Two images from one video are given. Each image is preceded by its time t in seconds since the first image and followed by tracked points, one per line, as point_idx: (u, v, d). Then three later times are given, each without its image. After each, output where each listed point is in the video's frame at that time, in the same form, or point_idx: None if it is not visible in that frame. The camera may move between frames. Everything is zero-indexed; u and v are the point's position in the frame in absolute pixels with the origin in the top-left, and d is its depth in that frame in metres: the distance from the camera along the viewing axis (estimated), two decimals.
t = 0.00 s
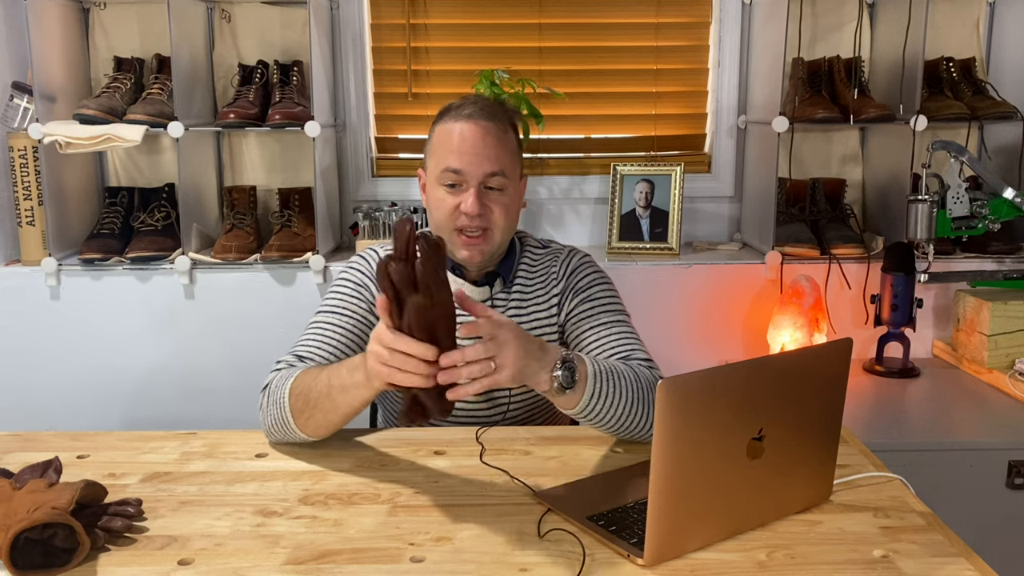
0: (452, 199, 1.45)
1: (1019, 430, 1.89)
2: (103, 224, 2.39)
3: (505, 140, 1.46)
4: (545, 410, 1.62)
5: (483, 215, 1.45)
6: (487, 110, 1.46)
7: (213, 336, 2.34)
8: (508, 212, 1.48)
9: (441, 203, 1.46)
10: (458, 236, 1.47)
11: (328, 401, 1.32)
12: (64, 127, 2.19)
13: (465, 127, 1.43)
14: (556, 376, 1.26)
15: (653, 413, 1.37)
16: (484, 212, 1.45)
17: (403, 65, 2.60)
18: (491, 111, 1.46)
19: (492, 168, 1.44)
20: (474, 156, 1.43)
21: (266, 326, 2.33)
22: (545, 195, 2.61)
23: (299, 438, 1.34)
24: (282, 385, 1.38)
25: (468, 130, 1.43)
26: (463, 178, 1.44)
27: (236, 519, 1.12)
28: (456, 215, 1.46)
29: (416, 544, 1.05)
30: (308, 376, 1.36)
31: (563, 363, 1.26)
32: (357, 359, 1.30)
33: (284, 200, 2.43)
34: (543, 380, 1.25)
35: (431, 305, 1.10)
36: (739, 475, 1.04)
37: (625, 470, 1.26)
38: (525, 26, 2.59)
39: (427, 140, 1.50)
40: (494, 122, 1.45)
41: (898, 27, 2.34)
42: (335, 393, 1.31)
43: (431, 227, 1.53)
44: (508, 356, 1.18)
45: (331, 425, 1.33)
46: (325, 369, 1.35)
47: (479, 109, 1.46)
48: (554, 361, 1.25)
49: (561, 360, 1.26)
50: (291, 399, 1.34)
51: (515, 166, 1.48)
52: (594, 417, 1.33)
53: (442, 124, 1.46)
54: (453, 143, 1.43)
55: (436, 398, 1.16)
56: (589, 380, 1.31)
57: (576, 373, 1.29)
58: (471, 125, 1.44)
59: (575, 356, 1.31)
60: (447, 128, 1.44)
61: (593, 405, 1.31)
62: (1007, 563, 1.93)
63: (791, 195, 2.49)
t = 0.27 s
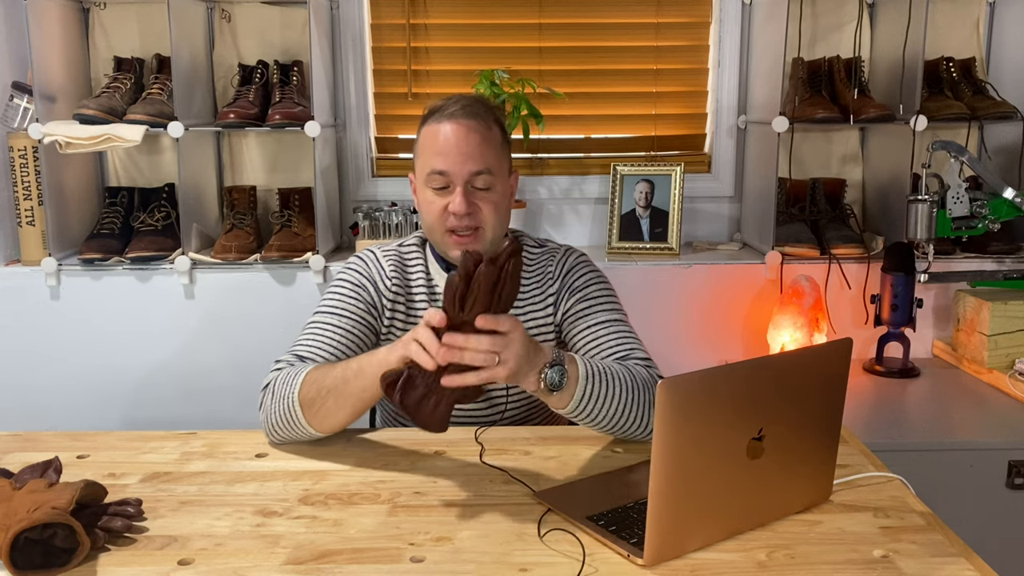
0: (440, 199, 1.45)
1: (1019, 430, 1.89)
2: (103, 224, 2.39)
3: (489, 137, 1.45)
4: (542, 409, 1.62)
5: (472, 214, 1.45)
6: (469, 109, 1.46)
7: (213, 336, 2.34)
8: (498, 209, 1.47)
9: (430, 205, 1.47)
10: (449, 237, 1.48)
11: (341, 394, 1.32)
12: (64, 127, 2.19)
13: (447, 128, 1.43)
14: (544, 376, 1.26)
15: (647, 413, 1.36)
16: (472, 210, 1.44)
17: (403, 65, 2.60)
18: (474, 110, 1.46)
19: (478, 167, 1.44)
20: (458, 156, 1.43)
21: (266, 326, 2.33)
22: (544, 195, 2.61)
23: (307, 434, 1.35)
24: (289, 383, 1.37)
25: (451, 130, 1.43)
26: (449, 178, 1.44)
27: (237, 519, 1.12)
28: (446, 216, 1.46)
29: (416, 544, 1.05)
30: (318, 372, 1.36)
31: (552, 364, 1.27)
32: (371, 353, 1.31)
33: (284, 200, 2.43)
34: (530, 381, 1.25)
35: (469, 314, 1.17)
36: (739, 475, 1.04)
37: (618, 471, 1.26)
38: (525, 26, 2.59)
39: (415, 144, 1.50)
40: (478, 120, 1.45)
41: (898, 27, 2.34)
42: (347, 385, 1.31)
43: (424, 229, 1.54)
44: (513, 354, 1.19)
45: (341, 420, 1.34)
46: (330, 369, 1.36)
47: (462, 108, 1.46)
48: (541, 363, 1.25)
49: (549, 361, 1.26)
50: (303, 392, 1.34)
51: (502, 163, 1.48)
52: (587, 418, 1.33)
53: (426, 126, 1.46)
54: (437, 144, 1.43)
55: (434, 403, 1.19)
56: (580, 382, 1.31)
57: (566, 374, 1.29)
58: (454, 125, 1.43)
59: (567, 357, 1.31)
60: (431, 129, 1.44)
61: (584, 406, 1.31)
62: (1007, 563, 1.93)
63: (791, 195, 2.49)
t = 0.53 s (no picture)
0: (439, 198, 1.45)
1: (1019, 430, 1.89)
2: (103, 224, 2.39)
3: (487, 135, 1.46)
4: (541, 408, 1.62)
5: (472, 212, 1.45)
6: (466, 108, 1.46)
7: (213, 335, 2.34)
8: (497, 207, 1.47)
9: (429, 204, 1.47)
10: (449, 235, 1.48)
11: (343, 389, 1.33)
12: (64, 127, 2.19)
13: (445, 126, 1.43)
14: (554, 361, 1.25)
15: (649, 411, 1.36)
16: (472, 208, 1.45)
17: (403, 65, 2.60)
18: (472, 108, 1.46)
19: (476, 165, 1.44)
20: (457, 154, 1.43)
21: (266, 326, 2.33)
22: (545, 195, 2.61)
23: (309, 433, 1.35)
24: (290, 381, 1.37)
25: (449, 129, 1.43)
26: (448, 176, 1.44)
27: (236, 520, 1.11)
28: (445, 214, 1.46)
29: (416, 544, 1.05)
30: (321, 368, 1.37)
31: (561, 351, 1.25)
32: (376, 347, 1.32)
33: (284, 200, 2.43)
34: (537, 366, 1.24)
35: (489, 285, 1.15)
36: (740, 475, 1.04)
37: (621, 470, 1.26)
38: (525, 26, 2.59)
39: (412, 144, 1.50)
40: (475, 118, 1.45)
41: (898, 27, 2.34)
42: (351, 378, 1.32)
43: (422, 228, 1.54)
44: (531, 334, 1.17)
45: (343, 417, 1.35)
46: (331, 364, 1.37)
47: (459, 107, 1.46)
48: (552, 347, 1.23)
49: (560, 348, 1.24)
50: (303, 387, 1.34)
51: (500, 161, 1.48)
52: (591, 407, 1.32)
53: (424, 125, 1.46)
54: (436, 143, 1.43)
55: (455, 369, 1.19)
56: (590, 370, 1.30)
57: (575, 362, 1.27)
58: (452, 123, 1.43)
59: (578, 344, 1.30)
60: (429, 128, 1.45)
61: (590, 394, 1.31)
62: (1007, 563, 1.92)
63: (791, 195, 2.49)
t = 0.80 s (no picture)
0: (443, 199, 1.45)
1: (1019, 430, 1.89)
2: (103, 224, 2.39)
3: (491, 136, 1.46)
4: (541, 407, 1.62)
5: (476, 213, 1.45)
6: (470, 109, 1.46)
7: (213, 335, 2.34)
8: (500, 209, 1.47)
9: (432, 205, 1.46)
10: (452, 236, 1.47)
11: (341, 390, 1.33)
12: (64, 127, 2.19)
13: (450, 127, 1.43)
14: (559, 352, 1.27)
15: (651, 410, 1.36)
16: (476, 210, 1.45)
17: (403, 65, 2.60)
18: (476, 109, 1.46)
19: (481, 166, 1.44)
20: (461, 155, 1.43)
21: (266, 326, 2.33)
22: (545, 195, 2.61)
23: (308, 433, 1.35)
24: (286, 382, 1.37)
25: (454, 129, 1.43)
26: (452, 177, 1.44)
27: (236, 520, 1.11)
28: (448, 216, 1.46)
29: (416, 544, 1.05)
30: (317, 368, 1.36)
31: (566, 342, 1.27)
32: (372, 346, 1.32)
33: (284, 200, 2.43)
34: (544, 357, 1.26)
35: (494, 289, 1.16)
36: (740, 475, 1.04)
37: (623, 469, 1.26)
38: (525, 26, 2.59)
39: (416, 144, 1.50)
40: (478, 120, 1.45)
41: (898, 27, 2.34)
42: (348, 379, 1.33)
43: (425, 229, 1.53)
44: (539, 323, 1.19)
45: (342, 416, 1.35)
46: (328, 365, 1.36)
47: (464, 107, 1.46)
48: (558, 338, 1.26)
49: (565, 338, 1.27)
50: (300, 390, 1.34)
51: (503, 163, 1.48)
52: (593, 402, 1.33)
53: (428, 125, 1.46)
54: (439, 144, 1.43)
55: (475, 356, 1.24)
56: (594, 361, 1.31)
57: (580, 354, 1.29)
58: (456, 125, 1.43)
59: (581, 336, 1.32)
60: (433, 128, 1.44)
61: (594, 388, 1.32)
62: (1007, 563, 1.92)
63: (791, 195, 2.49)
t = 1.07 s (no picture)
0: (444, 205, 1.46)
1: (1019, 430, 1.89)
2: (104, 224, 2.39)
3: (493, 143, 1.45)
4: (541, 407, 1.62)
5: (476, 220, 1.46)
6: (473, 114, 1.45)
7: (213, 335, 2.34)
8: (501, 215, 1.48)
9: (433, 210, 1.47)
10: (453, 241, 1.49)
11: (341, 396, 1.32)
12: (65, 127, 2.19)
13: (452, 134, 1.43)
14: (565, 367, 1.24)
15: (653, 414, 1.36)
16: (477, 217, 1.46)
17: (403, 65, 2.60)
18: (479, 115, 1.45)
19: (482, 174, 1.44)
20: (464, 163, 1.43)
21: (266, 325, 2.33)
22: (545, 195, 2.61)
23: (304, 437, 1.34)
24: (283, 385, 1.37)
25: (456, 137, 1.43)
26: (454, 184, 1.44)
27: (237, 520, 1.11)
28: (450, 221, 1.47)
29: (416, 544, 1.05)
30: (312, 373, 1.36)
31: (572, 358, 1.24)
32: (365, 356, 1.30)
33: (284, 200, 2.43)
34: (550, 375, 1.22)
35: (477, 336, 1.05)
36: (740, 475, 1.04)
37: (622, 469, 1.26)
38: (525, 26, 2.59)
39: (417, 145, 1.49)
40: (480, 125, 1.45)
41: (898, 27, 2.34)
42: (347, 388, 1.31)
43: (425, 230, 1.54)
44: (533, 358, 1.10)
45: (338, 423, 1.34)
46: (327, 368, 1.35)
47: (466, 112, 1.45)
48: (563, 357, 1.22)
49: (570, 355, 1.24)
50: (300, 393, 1.34)
51: (505, 168, 1.48)
52: (596, 411, 1.33)
53: (430, 129, 1.45)
54: (441, 150, 1.43)
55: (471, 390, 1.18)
56: (598, 377, 1.30)
57: (585, 368, 1.28)
58: (457, 131, 1.43)
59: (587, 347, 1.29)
60: (435, 133, 1.44)
61: (598, 399, 1.31)
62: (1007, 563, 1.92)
63: (791, 195, 2.49)
